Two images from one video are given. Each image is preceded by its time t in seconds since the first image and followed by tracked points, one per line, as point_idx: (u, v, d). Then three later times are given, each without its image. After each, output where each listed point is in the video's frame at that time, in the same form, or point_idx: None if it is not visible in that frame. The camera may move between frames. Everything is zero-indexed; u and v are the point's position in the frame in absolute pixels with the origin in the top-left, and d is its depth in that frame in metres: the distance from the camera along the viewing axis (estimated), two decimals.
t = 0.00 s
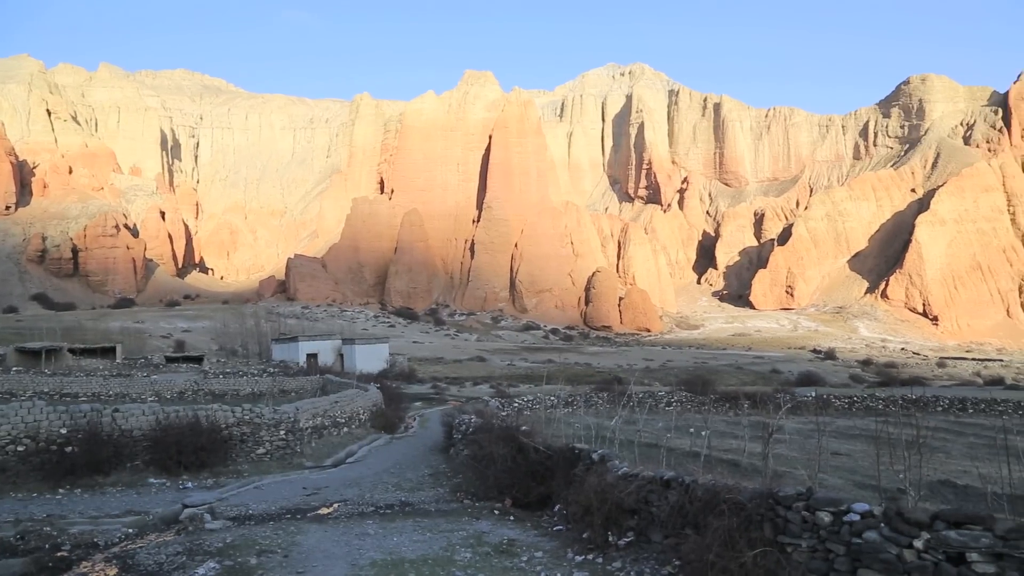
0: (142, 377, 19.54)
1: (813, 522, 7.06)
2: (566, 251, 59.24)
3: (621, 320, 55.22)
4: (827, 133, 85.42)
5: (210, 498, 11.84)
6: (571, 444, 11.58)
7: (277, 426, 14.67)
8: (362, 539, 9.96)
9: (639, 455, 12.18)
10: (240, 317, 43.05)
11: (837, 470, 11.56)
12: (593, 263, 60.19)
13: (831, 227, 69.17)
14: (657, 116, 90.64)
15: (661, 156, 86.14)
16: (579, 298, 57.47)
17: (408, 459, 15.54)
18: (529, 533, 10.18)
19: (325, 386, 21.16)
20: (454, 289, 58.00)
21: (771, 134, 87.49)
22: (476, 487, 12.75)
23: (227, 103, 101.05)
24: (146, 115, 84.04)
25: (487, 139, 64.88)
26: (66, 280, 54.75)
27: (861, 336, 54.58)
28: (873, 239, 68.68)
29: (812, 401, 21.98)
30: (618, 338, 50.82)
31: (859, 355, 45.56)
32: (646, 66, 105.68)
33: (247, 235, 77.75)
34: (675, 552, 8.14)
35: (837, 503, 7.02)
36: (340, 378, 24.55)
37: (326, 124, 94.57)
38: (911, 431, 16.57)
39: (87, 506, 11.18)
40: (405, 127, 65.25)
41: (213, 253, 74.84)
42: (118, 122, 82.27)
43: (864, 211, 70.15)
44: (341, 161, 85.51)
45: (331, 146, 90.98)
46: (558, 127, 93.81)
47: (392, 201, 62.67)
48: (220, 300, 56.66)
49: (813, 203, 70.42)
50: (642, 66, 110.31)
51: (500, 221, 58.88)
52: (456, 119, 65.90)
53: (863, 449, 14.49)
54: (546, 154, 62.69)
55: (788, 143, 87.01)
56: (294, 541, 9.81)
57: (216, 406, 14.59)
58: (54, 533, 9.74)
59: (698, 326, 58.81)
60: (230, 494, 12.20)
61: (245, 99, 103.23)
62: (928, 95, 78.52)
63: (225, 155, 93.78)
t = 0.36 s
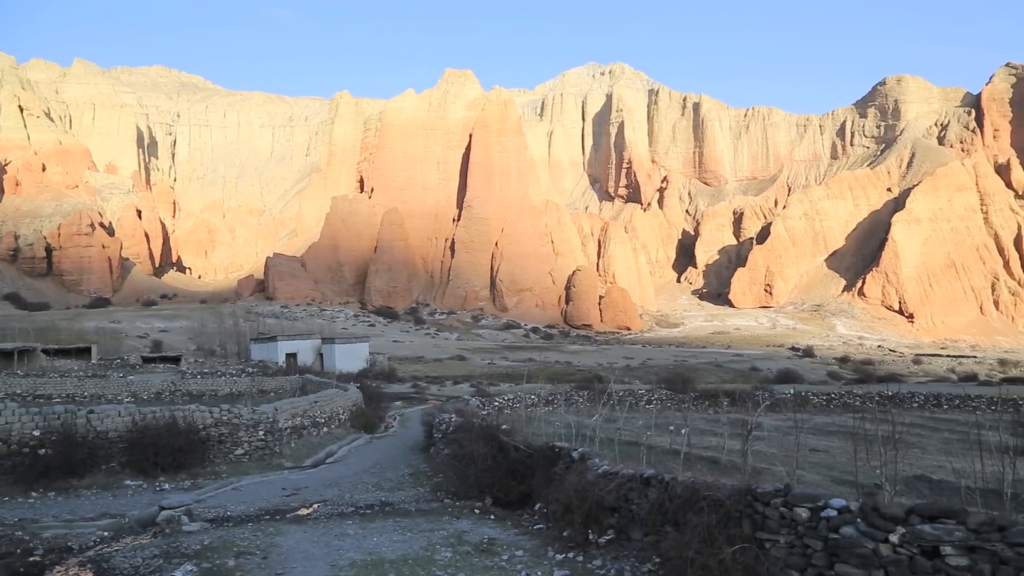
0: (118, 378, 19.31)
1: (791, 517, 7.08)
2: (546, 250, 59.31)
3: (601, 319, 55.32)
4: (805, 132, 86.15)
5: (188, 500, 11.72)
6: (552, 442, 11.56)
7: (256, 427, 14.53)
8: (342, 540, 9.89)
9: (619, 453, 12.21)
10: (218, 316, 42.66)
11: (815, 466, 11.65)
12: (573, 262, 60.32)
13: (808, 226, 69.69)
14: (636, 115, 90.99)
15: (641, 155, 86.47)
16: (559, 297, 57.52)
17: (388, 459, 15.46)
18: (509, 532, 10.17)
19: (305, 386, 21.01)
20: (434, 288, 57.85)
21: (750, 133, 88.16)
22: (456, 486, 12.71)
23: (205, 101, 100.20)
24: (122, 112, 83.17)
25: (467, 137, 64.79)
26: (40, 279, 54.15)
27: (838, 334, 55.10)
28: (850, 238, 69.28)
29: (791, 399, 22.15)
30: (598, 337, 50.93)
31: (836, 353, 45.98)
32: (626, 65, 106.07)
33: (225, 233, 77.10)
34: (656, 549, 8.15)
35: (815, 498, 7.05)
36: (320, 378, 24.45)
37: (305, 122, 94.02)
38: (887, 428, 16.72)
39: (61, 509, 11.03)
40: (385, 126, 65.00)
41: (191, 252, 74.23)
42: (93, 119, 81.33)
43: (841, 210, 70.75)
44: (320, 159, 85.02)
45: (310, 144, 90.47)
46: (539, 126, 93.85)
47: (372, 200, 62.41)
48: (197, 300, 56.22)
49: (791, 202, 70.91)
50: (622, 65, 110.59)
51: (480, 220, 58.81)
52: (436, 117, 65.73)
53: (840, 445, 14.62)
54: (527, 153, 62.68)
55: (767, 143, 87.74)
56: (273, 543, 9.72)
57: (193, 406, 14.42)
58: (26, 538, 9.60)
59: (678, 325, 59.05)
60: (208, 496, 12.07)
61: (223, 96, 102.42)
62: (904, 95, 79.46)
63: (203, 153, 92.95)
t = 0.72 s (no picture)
0: (87, 378, 19.03)
1: (763, 515, 7.13)
2: (522, 250, 59.35)
3: (577, 318, 55.45)
4: (779, 134, 86.99)
5: (159, 501, 11.58)
6: (527, 442, 11.55)
7: (229, 427, 14.39)
8: (316, 540, 9.83)
9: (594, 452, 12.24)
10: (191, 315, 42.20)
11: (788, 465, 11.78)
12: (549, 261, 60.43)
13: (782, 226, 70.30)
14: (613, 115, 91.39)
15: (617, 155, 86.87)
16: (535, 296, 57.59)
17: (363, 459, 15.37)
18: (484, 531, 10.16)
19: (279, 386, 20.82)
20: (409, 287, 57.65)
21: (725, 134, 88.95)
22: (431, 486, 12.67)
23: (178, 97, 99.14)
24: (92, 107, 82.07)
25: (443, 136, 64.68)
26: (7, 278, 53.57)
27: (811, 333, 55.70)
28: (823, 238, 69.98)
29: (764, 397, 22.35)
30: (574, 336, 51.04)
31: (809, 352, 46.49)
32: (603, 66, 106.48)
33: (198, 231, 76.32)
34: (630, 547, 8.20)
35: (787, 496, 7.10)
36: (294, 377, 24.25)
37: (280, 120, 93.36)
38: (858, 427, 16.92)
39: (28, 512, 10.84)
40: (361, 124, 64.64)
41: (163, 251, 73.72)
42: (62, 115, 80.16)
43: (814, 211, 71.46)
44: (295, 157, 84.41)
45: (285, 142, 89.84)
46: (516, 125, 93.89)
47: (347, 199, 62.06)
48: (170, 298, 55.72)
49: (765, 203, 71.49)
50: (598, 65, 110.92)
51: (456, 219, 58.74)
52: (413, 116, 65.54)
53: (812, 443, 14.78)
54: (503, 152, 62.69)
55: (741, 144, 88.57)
56: (246, 544, 9.63)
57: (165, 406, 14.25)
58: None
59: (653, 324, 59.32)
60: (180, 497, 11.93)
61: (196, 93, 101.36)
62: (876, 98, 80.34)
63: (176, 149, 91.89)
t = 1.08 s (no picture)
0: (60, 377, 18.77)
1: (740, 515, 7.16)
2: (502, 249, 59.36)
3: (557, 317, 55.53)
4: (758, 136, 87.65)
5: (134, 502, 11.44)
6: (506, 441, 11.52)
7: (206, 426, 14.25)
8: (292, 540, 9.76)
9: (572, 451, 12.26)
10: (168, 313, 41.78)
11: (765, 465, 11.89)
12: (529, 261, 60.47)
13: (761, 227, 70.77)
14: (593, 116, 91.65)
15: (597, 156, 87.16)
16: (515, 296, 57.61)
17: (340, 459, 15.30)
18: (463, 531, 10.14)
19: (257, 385, 20.64)
20: (389, 286, 57.42)
21: (704, 136, 89.64)
22: (410, 485, 12.63)
23: (155, 93, 98.14)
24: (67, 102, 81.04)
25: (424, 135, 64.61)
26: None
27: (789, 334, 56.16)
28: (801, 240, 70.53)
29: (742, 397, 22.48)
30: (553, 336, 51.10)
31: (787, 352, 46.86)
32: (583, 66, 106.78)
33: (175, 229, 75.63)
34: (608, 547, 8.23)
35: (763, 495, 7.13)
36: (273, 377, 24.05)
37: (259, 117, 92.73)
38: (834, 426, 17.07)
39: None
40: (341, 121, 64.31)
41: (139, 248, 73.07)
42: (36, 109, 79.09)
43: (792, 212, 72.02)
44: (274, 155, 83.89)
45: (264, 139, 89.24)
46: (496, 124, 93.85)
47: (327, 197, 61.72)
48: (146, 296, 55.16)
49: (744, 204, 71.94)
50: (579, 66, 111.19)
51: (436, 218, 58.64)
52: (393, 115, 65.39)
53: (790, 443, 14.90)
54: (483, 152, 62.69)
55: (720, 146, 89.28)
56: (221, 544, 9.54)
57: (140, 405, 14.09)
58: None
59: (632, 324, 59.53)
60: (155, 497, 11.81)
61: (173, 88, 100.36)
62: (853, 101, 81.07)
63: (153, 145, 90.96)
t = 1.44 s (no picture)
0: (34, 378, 18.53)
1: (719, 512, 7.20)
2: (483, 249, 59.34)
3: (537, 317, 55.59)
4: (737, 137, 88.29)
5: (109, 504, 11.32)
6: (486, 440, 11.52)
7: (183, 427, 14.14)
8: (271, 542, 9.70)
9: (553, 451, 12.30)
10: (145, 313, 41.38)
11: (744, 463, 12.00)
12: (510, 260, 60.45)
13: (740, 228, 71.21)
14: (574, 116, 91.83)
15: (578, 156, 87.34)
16: (496, 296, 57.58)
17: (320, 459, 15.22)
18: (443, 531, 10.12)
19: (236, 385, 20.49)
20: (369, 286, 57.20)
21: (685, 136, 90.17)
22: (389, 485, 12.59)
23: (132, 90, 97.11)
24: (41, 99, 79.98)
25: (404, 134, 64.50)
26: None
27: (768, 333, 56.60)
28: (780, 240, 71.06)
29: (722, 396, 22.64)
30: (534, 335, 51.14)
31: (766, 351, 47.23)
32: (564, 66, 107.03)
33: (152, 228, 74.91)
34: (588, 546, 8.24)
35: (742, 493, 7.17)
36: (252, 377, 23.86)
37: (238, 115, 92.05)
38: (812, 424, 17.24)
39: None
40: (321, 120, 64.00)
41: (115, 247, 72.35)
42: (10, 106, 77.97)
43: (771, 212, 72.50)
44: (253, 153, 83.28)
45: (243, 137, 88.56)
46: (477, 124, 93.73)
47: (306, 196, 61.37)
48: (123, 296, 54.56)
49: (724, 204, 72.33)
50: (560, 66, 111.35)
51: (416, 217, 58.51)
52: (374, 114, 65.21)
53: (768, 441, 15.03)
54: (464, 151, 62.68)
55: (701, 146, 89.83)
56: (200, 546, 9.46)
57: (117, 406, 13.94)
58: None
59: (613, 324, 59.71)
60: (131, 499, 11.69)
61: (150, 86, 99.34)
62: (831, 103, 81.86)
63: (130, 143, 89.99)
